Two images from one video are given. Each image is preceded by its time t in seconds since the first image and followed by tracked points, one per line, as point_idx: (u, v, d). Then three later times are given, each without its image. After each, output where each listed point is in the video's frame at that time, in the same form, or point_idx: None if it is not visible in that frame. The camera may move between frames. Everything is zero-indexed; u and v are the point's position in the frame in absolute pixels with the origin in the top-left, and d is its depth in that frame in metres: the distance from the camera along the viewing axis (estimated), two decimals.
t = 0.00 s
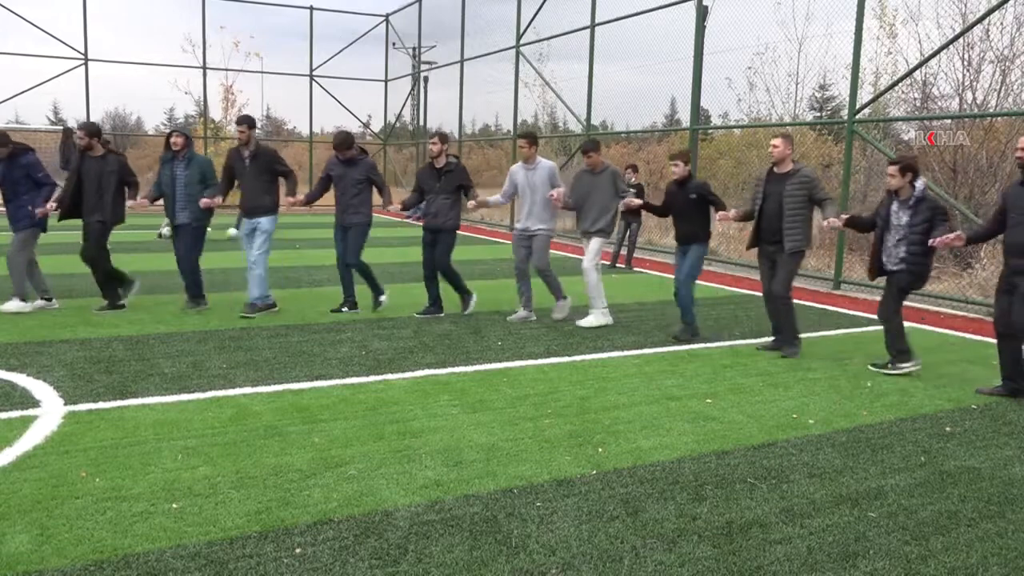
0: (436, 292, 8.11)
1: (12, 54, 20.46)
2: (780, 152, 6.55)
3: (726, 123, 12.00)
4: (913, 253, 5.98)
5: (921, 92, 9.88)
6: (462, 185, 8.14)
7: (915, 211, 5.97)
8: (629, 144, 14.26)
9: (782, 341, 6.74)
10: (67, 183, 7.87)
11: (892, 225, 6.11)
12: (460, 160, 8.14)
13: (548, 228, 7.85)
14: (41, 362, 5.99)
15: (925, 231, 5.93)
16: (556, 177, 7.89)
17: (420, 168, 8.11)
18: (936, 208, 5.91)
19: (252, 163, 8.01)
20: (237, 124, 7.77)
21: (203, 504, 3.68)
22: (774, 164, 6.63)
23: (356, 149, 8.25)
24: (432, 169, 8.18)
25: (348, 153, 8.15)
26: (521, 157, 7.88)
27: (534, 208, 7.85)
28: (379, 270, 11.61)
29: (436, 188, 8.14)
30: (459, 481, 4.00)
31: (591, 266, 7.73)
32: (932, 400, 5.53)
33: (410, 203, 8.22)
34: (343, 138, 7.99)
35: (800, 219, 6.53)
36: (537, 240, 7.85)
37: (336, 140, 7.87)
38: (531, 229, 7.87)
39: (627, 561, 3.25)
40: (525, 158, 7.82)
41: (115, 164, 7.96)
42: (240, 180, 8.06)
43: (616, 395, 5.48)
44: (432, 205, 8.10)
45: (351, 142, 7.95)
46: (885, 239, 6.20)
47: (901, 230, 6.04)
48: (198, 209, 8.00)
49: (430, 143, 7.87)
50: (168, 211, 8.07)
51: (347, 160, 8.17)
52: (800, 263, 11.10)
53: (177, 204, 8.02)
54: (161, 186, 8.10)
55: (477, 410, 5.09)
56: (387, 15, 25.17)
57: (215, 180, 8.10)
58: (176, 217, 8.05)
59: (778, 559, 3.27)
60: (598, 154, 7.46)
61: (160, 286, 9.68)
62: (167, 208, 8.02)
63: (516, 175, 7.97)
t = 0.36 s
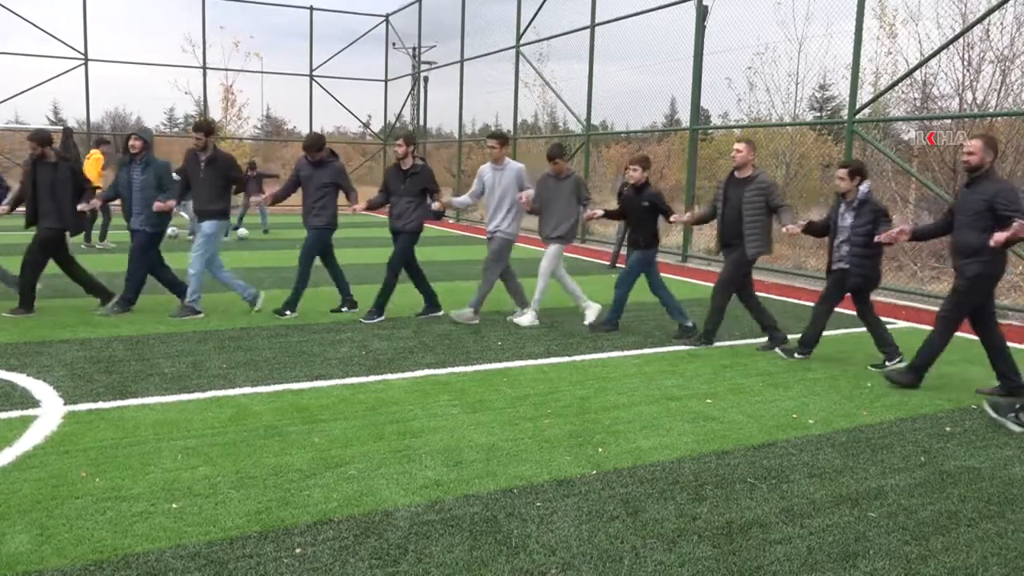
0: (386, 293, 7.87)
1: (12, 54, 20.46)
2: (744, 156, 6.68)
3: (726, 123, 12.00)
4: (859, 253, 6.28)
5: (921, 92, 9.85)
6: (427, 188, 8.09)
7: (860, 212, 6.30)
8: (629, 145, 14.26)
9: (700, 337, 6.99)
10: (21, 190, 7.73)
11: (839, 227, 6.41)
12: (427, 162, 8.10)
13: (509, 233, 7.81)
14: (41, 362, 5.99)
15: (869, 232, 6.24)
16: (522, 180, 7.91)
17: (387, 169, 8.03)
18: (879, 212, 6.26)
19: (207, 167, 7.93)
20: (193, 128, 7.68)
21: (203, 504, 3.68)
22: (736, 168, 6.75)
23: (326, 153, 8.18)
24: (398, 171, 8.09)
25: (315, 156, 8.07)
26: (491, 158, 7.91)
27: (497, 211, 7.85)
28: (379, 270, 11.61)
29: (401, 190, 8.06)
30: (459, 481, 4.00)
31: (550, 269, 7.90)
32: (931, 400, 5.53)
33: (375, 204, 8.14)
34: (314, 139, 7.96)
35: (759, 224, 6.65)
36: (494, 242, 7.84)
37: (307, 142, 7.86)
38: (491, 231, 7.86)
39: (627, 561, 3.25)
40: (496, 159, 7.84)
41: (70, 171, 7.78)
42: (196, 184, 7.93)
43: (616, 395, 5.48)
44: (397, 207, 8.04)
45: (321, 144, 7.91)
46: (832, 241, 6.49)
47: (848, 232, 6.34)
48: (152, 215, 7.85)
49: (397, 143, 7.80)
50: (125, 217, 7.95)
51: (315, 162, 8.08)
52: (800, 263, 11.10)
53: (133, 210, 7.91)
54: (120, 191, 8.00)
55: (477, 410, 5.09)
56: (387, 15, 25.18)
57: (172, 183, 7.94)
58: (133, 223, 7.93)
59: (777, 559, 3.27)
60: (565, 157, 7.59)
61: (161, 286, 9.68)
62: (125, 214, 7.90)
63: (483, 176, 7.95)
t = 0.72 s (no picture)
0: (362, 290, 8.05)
1: (12, 54, 20.47)
2: (712, 149, 6.83)
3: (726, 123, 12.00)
4: (813, 246, 6.42)
5: (921, 92, 9.85)
6: (397, 185, 8.13)
7: (817, 207, 6.43)
8: (629, 145, 14.25)
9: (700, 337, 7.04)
10: None
11: (793, 221, 6.54)
12: (397, 159, 8.13)
13: (477, 232, 7.83)
14: (40, 362, 5.98)
15: (825, 227, 6.40)
16: (492, 178, 7.86)
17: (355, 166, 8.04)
18: (834, 208, 6.44)
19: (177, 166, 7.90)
20: (162, 124, 7.61)
21: (202, 504, 3.68)
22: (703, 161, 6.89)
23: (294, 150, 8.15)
24: (367, 167, 8.13)
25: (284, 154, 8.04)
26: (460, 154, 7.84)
27: (467, 209, 7.77)
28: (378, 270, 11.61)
29: (371, 186, 8.09)
30: (459, 481, 4.00)
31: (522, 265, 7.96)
32: (931, 400, 5.53)
33: (342, 201, 8.13)
34: (281, 137, 7.96)
35: (721, 216, 6.80)
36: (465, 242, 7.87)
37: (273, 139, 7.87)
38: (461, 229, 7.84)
39: (627, 561, 3.25)
40: (466, 156, 7.76)
41: (33, 167, 7.70)
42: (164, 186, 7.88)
43: (616, 395, 5.48)
44: (366, 203, 8.04)
45: (288, 142, 7.91)
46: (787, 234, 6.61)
47: (803, 226, 6.48)
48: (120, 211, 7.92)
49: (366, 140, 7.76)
50: (87, 212, 7.93)
51: (283, 161, 8.04)
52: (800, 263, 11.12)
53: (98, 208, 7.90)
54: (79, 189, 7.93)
55: (477, 410, 5.09)
56: (387, 15, 25.17)
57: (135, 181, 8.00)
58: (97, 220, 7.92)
59: (777, 559, 3.27)
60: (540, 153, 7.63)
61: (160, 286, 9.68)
62: (87, 210, 7.88)
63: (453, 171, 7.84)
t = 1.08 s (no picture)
0: (325, 285, 8.22)
1: (24, 55, 20.60)
2: (688, 154, 7.08)
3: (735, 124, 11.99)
4: (790, 247, 6.65)
5: (930, 92, 9.81)
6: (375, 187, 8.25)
7: (790, 208, 6.65)
8: (637, 146, 14.25)
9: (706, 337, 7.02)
10: None
11: (769, 223, 6.77)
12: (374, 162, 8.24)
13: (458, 232, 7.99)
14: (51, 362, 6.02)
15: (799, 226, 6.63)
16: (471, 179, 8.06)
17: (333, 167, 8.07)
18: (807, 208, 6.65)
19: (162, 164, 8.08)
20: (150, 125, 7.75)
21: (211, 503, 3.69)
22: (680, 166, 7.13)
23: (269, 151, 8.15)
24: (345, 169, 8.14)
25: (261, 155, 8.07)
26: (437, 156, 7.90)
27: (452, 210, 7.95)
28: (386, 271, 11.64)
29: (351, 188, 8.10)
30: (467, 481, 4.00)
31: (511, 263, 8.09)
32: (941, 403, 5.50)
33: (319, 202, 8.14)
34: (259, 139, 7.96)
35: (703, 220, 7.00)
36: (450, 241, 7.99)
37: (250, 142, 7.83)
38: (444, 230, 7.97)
39: (635, 562, 3.24)
40: (444, 158, 7.87)
41: (19, 168, 7.77)
42: (151, 184, 8.08)
43: (624, 396, 5.47)
44: (346, 206, 8.11)
45: (266, 143, 7.94)
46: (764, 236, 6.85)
47: (778, 227, 6.71)
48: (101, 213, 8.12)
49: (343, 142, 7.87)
50: (64, 217, 7.96)
51: (261, 162, 8.06)
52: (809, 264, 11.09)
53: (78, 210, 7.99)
54: (54, 192, 7.93)
55: (485, 411, 5.10)
56: (396, 16, 25.23)
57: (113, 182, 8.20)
58: (78, 222, 8.02)
59: (786, 561, 3.26)
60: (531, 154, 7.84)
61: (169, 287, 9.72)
62: (65, 214, 7.92)
63: (431, 174, 7.96)
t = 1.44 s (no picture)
0: (331, 285, 8.25)
1: (39, 55, 20.77)
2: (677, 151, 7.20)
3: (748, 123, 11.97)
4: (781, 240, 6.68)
5: (945, 92, 9.73)
6: (362, 184, 8.30)
7: (782, 201, 6.70)
8: (649, 146, 14.22)
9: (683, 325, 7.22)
10: None
11: (761, 218, 6.81)
12: (360, 159, 8.30)
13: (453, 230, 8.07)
14: (66, 360, 6.06)
15: (791, 219, 6.67)
16: (462, 176, 8.09)
17: (320, 164, 8.11)
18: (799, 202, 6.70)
19: (166, 161, 8.17)
20: (151, 121, 7.80)
21: (224, 501, 3.71)
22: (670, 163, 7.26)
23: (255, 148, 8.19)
24: (331, 166, 8.21)
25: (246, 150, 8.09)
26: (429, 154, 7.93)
27: (445, 206, 8.01)
28: (398, 271, 11.67)
29: (337, 185, 8.19)
30: (479, 481, 4.00)
31: (516, 263, 8.15)
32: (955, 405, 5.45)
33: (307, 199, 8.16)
34: (241, 134, 7.91)
35: (689, 214, 7.10)
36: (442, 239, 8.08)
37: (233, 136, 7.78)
38: (436, 227, 8.06)
39: (647, 563, 3.23)
40: (435, 155, 7.93)
41: (15, 161, 8.05)
42: (151, 180, 8.14)
43: (636, 397, 5.46)
44: (334, 202, 8.15)
45: (253, 140, 7.95)
46: (756, 231, 6.88)
47: (770, 222, 6.74)
48: (100, 205, 8.22)
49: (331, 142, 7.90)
50: (63, 209, 8.03)
51: (246, 158, 8.11)
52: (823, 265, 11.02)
53: (78, 203, 8.08)
54: (54, 186, 8.02)
55: (497, 411, 5.10)
56: (408, 16, 25.28)
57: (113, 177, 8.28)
58: (78, 215, 8.09)
59: (798, 564, 3.25)
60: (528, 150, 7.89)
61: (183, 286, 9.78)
62: (66, 207, 8.00)
63: (423, 172, 8.04)
